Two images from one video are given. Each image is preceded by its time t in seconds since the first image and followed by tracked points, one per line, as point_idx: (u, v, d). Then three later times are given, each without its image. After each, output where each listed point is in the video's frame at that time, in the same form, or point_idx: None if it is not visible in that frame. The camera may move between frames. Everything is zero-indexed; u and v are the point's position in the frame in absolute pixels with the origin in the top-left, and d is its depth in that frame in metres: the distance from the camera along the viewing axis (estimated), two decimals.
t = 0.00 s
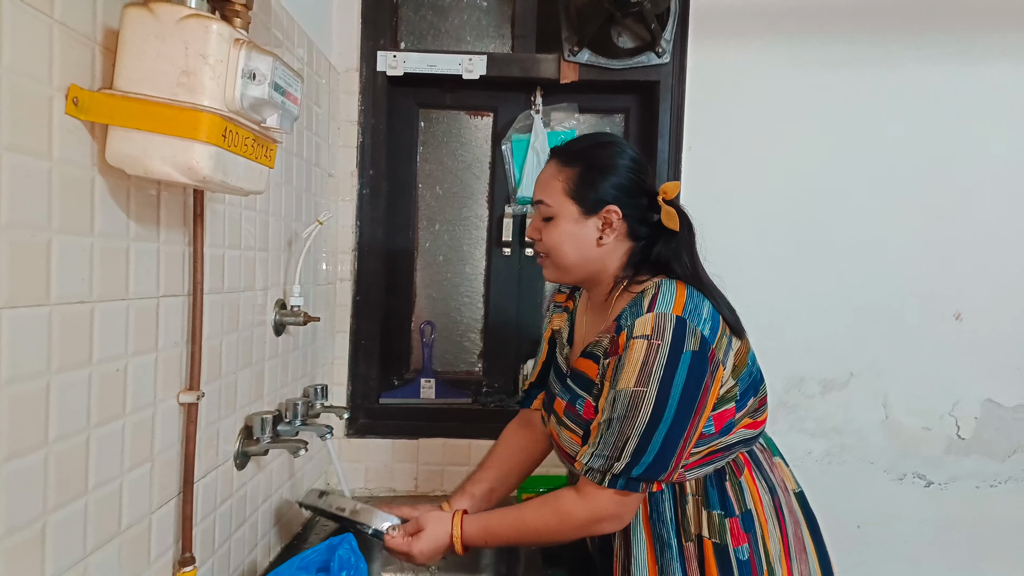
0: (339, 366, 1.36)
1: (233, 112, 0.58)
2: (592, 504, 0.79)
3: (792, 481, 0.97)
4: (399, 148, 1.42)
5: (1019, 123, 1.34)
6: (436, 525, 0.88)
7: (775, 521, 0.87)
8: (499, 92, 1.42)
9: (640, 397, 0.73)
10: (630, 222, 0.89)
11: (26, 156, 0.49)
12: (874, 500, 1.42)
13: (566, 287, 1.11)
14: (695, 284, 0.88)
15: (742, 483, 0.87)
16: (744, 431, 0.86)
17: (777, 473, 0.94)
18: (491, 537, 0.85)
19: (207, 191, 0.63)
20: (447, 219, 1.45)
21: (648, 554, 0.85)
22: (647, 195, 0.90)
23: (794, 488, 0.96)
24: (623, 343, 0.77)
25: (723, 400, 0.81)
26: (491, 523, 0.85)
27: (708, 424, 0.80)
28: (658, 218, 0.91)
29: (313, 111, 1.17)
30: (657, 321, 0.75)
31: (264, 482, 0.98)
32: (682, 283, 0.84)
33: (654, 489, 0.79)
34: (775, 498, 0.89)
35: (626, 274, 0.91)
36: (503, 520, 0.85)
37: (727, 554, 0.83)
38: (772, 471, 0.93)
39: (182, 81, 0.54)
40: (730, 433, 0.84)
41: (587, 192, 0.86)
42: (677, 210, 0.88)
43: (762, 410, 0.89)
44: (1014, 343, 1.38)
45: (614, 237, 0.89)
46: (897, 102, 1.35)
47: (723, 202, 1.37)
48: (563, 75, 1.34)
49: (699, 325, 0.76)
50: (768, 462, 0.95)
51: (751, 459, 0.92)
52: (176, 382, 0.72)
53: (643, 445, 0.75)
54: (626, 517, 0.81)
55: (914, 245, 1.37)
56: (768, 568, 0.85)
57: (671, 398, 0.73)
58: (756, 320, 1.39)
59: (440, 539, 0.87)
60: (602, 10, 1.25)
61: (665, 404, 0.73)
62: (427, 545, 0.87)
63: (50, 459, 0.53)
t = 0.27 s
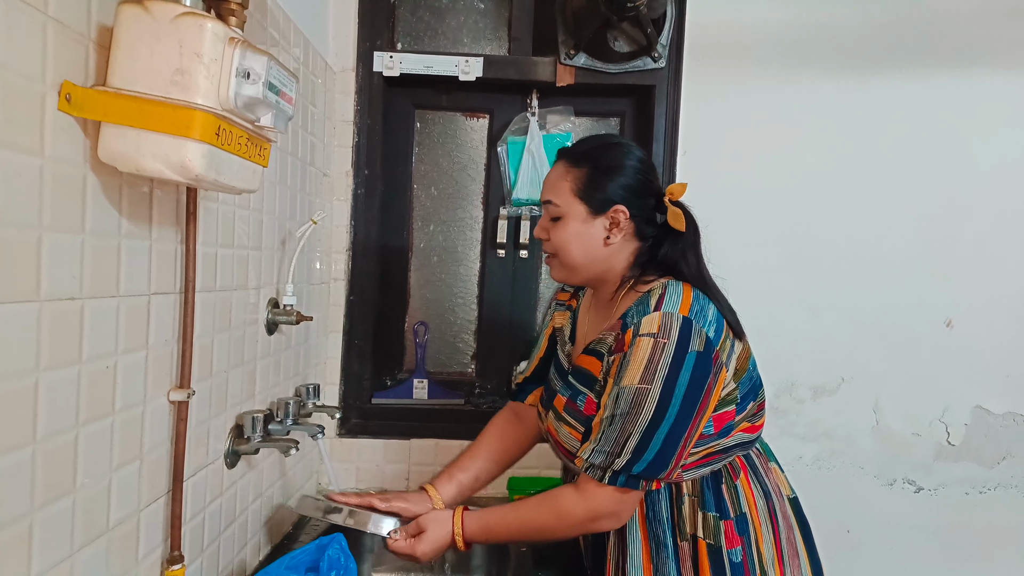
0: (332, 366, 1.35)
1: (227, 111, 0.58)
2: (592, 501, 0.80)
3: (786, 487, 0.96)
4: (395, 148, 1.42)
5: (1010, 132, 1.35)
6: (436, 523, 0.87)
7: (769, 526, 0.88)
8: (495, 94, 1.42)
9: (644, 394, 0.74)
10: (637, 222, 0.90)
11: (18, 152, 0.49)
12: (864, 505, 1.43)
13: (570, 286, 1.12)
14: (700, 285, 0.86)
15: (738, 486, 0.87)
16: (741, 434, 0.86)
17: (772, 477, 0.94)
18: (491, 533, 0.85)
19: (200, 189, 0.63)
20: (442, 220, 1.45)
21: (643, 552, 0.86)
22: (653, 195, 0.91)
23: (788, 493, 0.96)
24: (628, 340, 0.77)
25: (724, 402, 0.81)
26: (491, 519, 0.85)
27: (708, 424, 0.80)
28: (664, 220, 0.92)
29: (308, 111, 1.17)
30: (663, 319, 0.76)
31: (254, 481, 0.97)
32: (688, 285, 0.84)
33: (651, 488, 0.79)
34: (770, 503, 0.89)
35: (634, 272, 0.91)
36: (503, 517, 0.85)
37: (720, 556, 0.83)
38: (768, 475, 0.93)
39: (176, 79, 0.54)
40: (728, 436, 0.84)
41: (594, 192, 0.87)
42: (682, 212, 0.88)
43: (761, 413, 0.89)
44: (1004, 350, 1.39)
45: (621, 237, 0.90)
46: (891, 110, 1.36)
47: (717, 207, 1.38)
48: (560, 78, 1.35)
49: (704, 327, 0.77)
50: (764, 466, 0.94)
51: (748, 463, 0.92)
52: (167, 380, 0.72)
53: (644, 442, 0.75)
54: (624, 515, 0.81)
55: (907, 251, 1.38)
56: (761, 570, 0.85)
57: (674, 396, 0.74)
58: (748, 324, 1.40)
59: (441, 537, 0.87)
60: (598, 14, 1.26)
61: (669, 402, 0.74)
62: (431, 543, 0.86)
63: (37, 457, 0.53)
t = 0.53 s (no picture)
0: (326, 367, 1.35)
1: (220, 112, 0.57)
2: (605, 495, 0.77)
3: (783, 491, 0.96)
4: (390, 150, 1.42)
5: (1002, 136, 1.36)
6: (445, 506, 0.85)
7: (767, 529, 0.88)
8: (490, 95, 1.42)
9: (662, 391, 0.74)
10: (650, 220, 0.91)
11: (10, 152, 0.49)
12: (859, 506, 1.43)
13: (575, 282, 1.14)
14: (712, 287, 0.87)
15: (738, 487, 0.87)
16: (744, 436, 0.86)
17: (770, 481, 0.93)
18: (500, 520, 0.82)
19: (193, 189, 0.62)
20: (437, 221, 1.45)
21: (644, 550, 0.86)
22: (668, 194, 0.92)
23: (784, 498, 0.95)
24: (644, 337, 0.77)
25: (731, 403, 0.82)
26: (505, 507, 0.82)
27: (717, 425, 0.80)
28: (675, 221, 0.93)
29: (303, 112, 1.17)
30: (679, 317, 0.76)
31: (248, 483, 0.97)
32: (700, 285, 0.84)
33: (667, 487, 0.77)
34: (768, 506, 0.89)
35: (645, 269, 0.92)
36: (514, 506, 0.82)
37: (720, 556, 0.83)
38: (767, 478, 0.93)
39: (170, 79, 0.54)
40: (732, 436, 0.84)
41: (615, 184, 0.87)
42: (696, 213, 0.90)
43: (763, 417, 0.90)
44: (997, 352, 1.40)
45: (636, 233, 0.90)
46: (884, 113, 1.37)
47: (711, 209, 1.38)
48: (554, 79, 1.35)
49: (718, 327, 0.78)
50: (763, 469, 0.94)
51: (748, 466, 0.91)
52: (159, 381, 0.71)
53: (662, 440, 0.74)
54: (636, 514, 0.79)
55: (900, 254, 1.38)
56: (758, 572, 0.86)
57: (691, 394, 0.74)
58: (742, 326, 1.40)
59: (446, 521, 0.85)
60: (594, 17, 1.27)
61: (686, 400, 0.74)
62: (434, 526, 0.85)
63: (29, 457, 0.53)
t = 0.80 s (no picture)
0: (317, 364, 1.34)
1: (206, 105, 0.56)
2: (600, 481, 0.75)
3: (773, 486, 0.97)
4: (381, 145, 1.41)
5: (992, 132, 1.37)
6: (455, 483, 0.88)
7: (757, 523, 0.89)
8: (482, 90, 1.41)
9: (662, 376, 0.73)
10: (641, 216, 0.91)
11: None
12: (850, 501, 1.44)
13: (572, 275, 1.13)
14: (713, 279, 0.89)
15: (730, 482, 0.87)
16: (736, 430, 0.86)
17: (761, 476, 0.94)
18: (502, 495, 0.82)
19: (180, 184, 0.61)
20: (429, 217, 1.45)
21: (635, 540, 0.86)
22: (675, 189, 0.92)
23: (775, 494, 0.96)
24: (647, 325, 0.77)
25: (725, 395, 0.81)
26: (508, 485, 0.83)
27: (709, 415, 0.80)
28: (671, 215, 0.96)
29: (293, 107, 1.16)
30: (683, 307, 0.76)
31: (238, 481, 0.96)
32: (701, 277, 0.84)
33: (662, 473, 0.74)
34: (759, 501, 0.90)
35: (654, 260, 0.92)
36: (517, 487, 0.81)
37: (710, 549, 0.83)
38: (758, 474, 0.93)
39: (154, 72, 0.53)
40: (725, 430, 0.84)
41: (659, 172, 0.87)
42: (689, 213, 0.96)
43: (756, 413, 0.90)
44: (986, 348, 1.41)
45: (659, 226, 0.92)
46: (875, 110, 1.37)
47: (703, 205, 1.38)
48: (547, 74, 1.34)
49: (719, 318, 0.77)
50: (755, 465, 0.94)
51: (740, 460, 0.92)
52: (146, 379, 0.70)
53: (658, 423, 0.73)
54: (631, 506, 0.75)
55: (890, 250, 1.39)
56: (747, 567, 0.86)
57: (690, 381, 0.73)
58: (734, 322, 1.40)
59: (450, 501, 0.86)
60: (586, 12, 1.25)
61: (685, 386, 0.73)
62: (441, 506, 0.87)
63: (13, 456, 0.52)
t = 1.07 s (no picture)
0: (310, 366, 1.34)
1: (196, 107, 0.56)
2: (577, 465, 0.74)
3: (762, 487, 0.97)
4: (375, 147, 1.41)
5: (983, 134, 1.38)
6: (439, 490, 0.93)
7: (746, 523, 0.89)
8: (476, 92, 1.41)
9: (646, 364, 0.72)
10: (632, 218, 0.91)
11: None
12: (844, 503, 1.45)
13: (564, 278, 1.13)
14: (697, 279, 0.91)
15: (718, 481, 0.88)
16: (724, 427, 0.86)
17: (749, 476, 0.95)
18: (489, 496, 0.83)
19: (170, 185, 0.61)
20: (423, 218, 1.45)
21: (625, 540, 0.85)
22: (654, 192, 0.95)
23: (764, 494, 0.97)
24: (634, 317, 0.77)
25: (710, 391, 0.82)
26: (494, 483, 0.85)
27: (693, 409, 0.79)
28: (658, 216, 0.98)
29: (286, 108, 1.15)
30: (668, 300, 0.76)
31: (229, 484, 0.96)
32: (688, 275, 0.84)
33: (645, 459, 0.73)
34: (747, 500, 0.91)
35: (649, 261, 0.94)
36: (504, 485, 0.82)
37: (699, 548, 0.83)
38: (746, 474, 0.94)
39: (144, 73, 0.53)
40: (711, 427, 0.84)
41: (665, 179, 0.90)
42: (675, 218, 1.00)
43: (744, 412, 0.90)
44: (978, 349, 1.41)
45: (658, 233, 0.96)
46: (867, 112, 1.38)
47: (697, 207, 1.38)
48: (540, 77, 1.34)
49: (704, 314, 0.77)
50: (743, 466, 0.95)
51: (728, 460, 0.92)
52: (137, 382, 0.70)
53: (640, 409, 0.72)
54: (610, 493, 0.73)
55: (883, 252, 1.40)
56: (735, 568, 0.85)
57: (674, 370, 0.73)
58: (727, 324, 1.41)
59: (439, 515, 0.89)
60: (580, 14, 1.26)
61: (669, 373, 0.72)
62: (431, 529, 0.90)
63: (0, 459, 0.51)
